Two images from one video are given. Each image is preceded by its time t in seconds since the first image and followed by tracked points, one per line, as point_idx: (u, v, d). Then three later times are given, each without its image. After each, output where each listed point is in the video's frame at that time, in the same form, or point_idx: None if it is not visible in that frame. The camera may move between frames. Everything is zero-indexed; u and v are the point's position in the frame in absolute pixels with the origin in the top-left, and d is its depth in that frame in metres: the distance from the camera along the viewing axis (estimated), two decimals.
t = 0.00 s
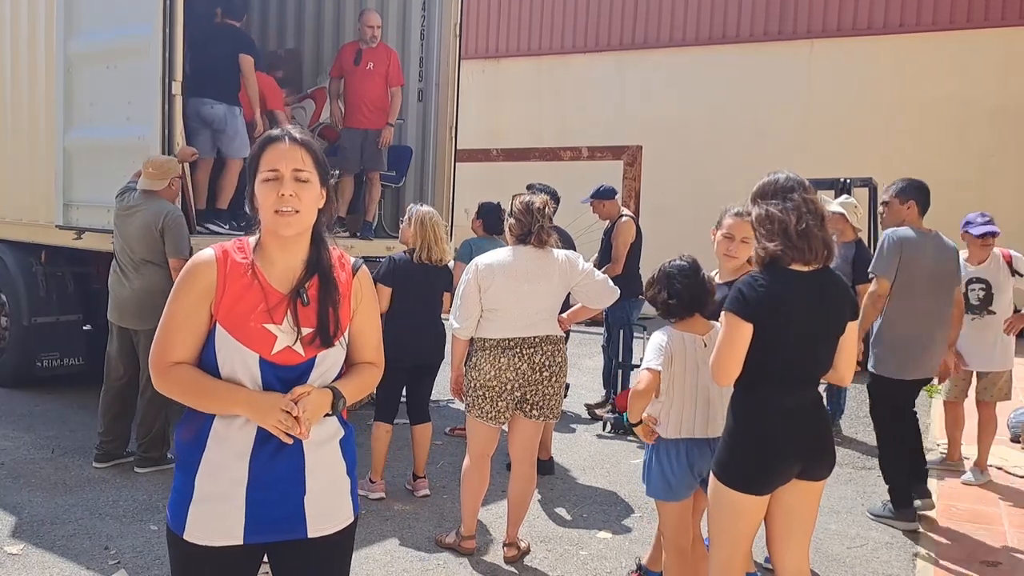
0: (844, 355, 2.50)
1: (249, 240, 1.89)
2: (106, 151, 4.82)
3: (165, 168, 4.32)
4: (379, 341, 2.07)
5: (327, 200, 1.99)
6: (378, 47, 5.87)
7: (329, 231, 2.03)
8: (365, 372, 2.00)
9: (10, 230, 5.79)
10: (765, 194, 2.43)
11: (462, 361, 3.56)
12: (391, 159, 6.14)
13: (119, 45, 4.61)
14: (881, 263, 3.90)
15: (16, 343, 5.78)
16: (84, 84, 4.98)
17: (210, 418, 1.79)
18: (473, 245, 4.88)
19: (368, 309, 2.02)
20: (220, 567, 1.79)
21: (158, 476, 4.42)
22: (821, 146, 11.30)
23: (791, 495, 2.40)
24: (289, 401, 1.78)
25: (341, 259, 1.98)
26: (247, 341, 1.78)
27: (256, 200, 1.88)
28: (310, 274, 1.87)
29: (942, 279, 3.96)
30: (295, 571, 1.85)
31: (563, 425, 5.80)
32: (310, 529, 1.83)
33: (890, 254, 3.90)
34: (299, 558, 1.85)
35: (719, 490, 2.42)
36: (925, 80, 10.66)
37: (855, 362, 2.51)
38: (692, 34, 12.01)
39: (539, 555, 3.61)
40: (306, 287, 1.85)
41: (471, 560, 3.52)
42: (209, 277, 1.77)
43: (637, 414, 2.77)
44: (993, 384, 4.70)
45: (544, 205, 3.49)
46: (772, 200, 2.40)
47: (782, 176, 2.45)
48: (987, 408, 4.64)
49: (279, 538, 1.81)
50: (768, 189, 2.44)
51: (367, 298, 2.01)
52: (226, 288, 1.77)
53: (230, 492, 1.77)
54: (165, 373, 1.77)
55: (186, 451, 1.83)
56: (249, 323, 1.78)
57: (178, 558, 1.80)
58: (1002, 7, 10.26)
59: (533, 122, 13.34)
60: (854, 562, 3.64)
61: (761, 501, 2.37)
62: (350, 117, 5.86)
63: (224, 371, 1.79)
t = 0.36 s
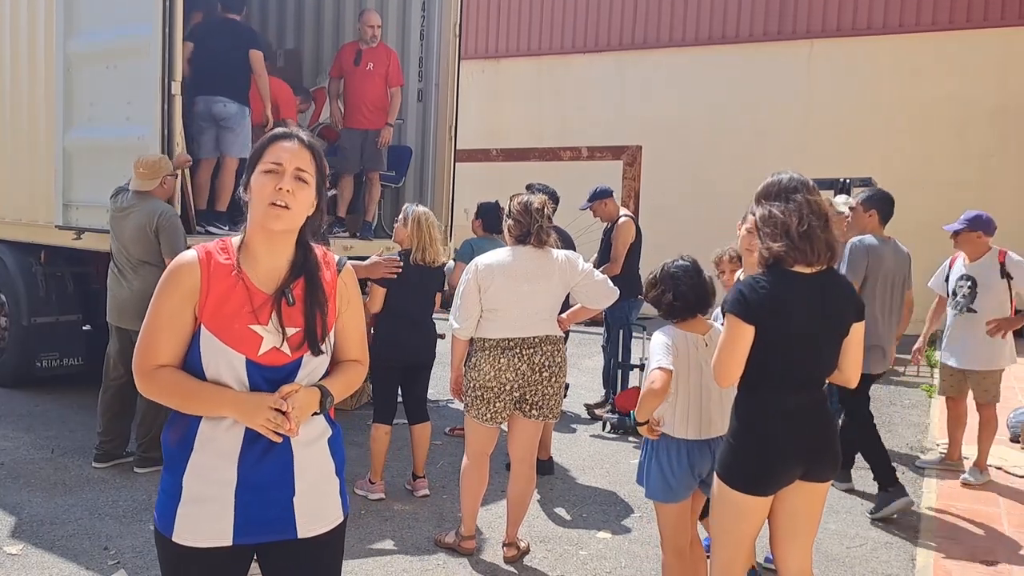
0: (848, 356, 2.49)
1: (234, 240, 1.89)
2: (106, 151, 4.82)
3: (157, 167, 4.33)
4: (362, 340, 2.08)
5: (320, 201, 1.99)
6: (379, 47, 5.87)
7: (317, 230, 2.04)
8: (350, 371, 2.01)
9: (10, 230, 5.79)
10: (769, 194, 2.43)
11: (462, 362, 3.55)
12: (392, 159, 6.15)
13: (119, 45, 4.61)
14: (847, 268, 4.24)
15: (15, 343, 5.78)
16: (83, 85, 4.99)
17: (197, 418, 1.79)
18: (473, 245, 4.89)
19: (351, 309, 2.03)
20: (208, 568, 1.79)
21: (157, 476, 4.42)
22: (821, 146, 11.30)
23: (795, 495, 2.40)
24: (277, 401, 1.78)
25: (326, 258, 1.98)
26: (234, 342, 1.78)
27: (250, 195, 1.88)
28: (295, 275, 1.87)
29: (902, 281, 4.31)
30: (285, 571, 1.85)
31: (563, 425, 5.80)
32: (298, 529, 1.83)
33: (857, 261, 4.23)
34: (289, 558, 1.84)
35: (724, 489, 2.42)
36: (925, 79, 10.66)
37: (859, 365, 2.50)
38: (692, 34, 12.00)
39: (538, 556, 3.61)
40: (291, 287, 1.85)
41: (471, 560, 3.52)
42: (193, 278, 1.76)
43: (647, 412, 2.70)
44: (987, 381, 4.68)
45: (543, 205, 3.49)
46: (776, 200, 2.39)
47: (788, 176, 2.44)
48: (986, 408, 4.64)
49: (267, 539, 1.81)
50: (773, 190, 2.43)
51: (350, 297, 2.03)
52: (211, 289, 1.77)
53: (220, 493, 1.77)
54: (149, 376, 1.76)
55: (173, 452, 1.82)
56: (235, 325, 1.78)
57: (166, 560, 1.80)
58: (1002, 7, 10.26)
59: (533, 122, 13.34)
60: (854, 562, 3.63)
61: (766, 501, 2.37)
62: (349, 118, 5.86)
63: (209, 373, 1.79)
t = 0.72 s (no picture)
0: (854, 358, 2.49)
1: (236, 241, 1.89)
2: (108, 152, 4.82)
3: (156, 166, 4.32)
4: (362, 341, 2.08)
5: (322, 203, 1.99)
6: (381, 47, 5.87)
7: (318, 231, 2.04)
8: (350, 372, 2.01)
9: (12, 231, 5.80)
10: (774, 195, 2.43)
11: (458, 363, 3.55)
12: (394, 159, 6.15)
13: (120, 45, 4.62)
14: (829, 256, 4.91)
15: (17, 344, 5.78)
16: (85, 85, 5.00)
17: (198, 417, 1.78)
18: (473, 245, 4.89)
19: (351, 311, 2.04)
20: (209, 568, 1.79)
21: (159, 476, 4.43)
22: (823, 146, 11.29)
23: (800, 496, 2.40)
24: (280, 407, 1.78)
25: (328, 260, 1.99)
26: (236, 342, 1.77)
27: (252, 196, 1.88)
28: (298, 276, 1.87)
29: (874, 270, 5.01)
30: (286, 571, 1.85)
31: (564, 425, 5.81)
32: (299, 529, 1.83)
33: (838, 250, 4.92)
34: (291, 558, 1.85)
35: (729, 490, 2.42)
36: (927, 79, 10.66)
37: (865, 367, 2.50)
38: (693, 34, 12.00)
39: (540, 556, 3.61)
40: (294, 289, 1.85)
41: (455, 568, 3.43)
42: (196, 277, 1.76)
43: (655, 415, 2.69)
44: (983, 380, 4.65)
45: (539, 206, 3.50)
46: (782, 202, 2.39)
47: (795, 175, 2.43)
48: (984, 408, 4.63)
49: (267, 539, 1.81)
50: (779, 190, 2.42)
51: (351, 299, 2.03)
52: (214, 288, 1.76)
53: (221, 493, 1.77)
54: (149, 374, 1.76)
55: (173, 451, 1.82)
56: (238, 326, 1.78)
57: (167, 560, 1.79)
58: (1003, 7, 10.26)
59: (534, 122, 13.34)
60: (856, 562, 3.63)
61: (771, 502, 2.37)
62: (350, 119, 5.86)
63: (209, 373, 1.78)
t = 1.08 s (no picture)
0: (861, 358, 2.48)
1: (248, 238, 1.89)
2: (110, 152, 4.82)
3: (153, 165, 4.31)
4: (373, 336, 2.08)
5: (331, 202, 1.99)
6: (383, 48, 5.87)
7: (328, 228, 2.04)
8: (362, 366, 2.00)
9: (14, 231, 5.81)
10: (779, 194, 2.43)
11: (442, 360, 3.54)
12: (395, 159, 6.16)
13: (122, 45, 4.62)
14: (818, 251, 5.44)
15: (19, 344, 5.79)
16: (86, 85, 4.99)
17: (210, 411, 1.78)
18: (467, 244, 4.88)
19: (361, 307, 2.04)
20: (221, 565, 1.79)
21: (160, 476, 4.43)
22: (824, 145, 11.28)
23: (807, 494, 2.39)
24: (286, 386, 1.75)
25: (338, 256, 1.99)
26: (247, 334, 1.78)
27: (263, 197, 1.87)
28: (307, 270, 1.88)
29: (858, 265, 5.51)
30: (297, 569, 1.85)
31: (565, 425, 5.80)
32: (310, 525, 1.83)
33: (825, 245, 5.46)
34: (302, 555, 1.85)
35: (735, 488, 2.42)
36: (928, 79, 10.66)
37: (873, 367, 2.50)
38: (693, 34, 12.01)
39: (542, 556, 3.61)
40: (304, 283, 1.86)
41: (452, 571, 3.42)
42: (207, 270, 1.76)
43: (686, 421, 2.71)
44: (979, 379, 4.63)
45: (518, 204, 3.51)
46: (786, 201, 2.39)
47: (800, 175, 2.43)
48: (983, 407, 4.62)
49: (279, 535, 1.81)
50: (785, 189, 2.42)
51: (361, 296, 2.04)
52: (225, 282, 1.77)
53: (234, 489, 1.77)
54: (158, 365, 1.75)
55: (186, 447, 1.82)
56: (248, 317, 1.78)
57: (179, 556, 1.80)
58: (1004, 7, 10.27)
59: (535, 122, 13.34)
60: (857, 562, 3.63)
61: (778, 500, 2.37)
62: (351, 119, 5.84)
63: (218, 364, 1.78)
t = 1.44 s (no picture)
0: (867, 357, 2.48)
1: (259, 238, 1.89)
2: (109, 151, 4.82)
3: (149, 164, 4.31)
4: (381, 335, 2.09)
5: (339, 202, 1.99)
6: (384, 48, 5.87)
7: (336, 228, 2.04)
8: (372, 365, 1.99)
9: (14, 231, 5.81)
10: (780, 194, 2.42)
11: (416, 360, 3.52)
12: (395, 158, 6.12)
13: (122, 45, 4.62)
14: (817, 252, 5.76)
15: (19, 344, 5.79)
16: (85, 85, 4.99)
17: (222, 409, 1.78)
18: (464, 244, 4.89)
19: (370, 306, 2.03)
20: (232, 562, 1.79)
21: (160, 476, 4.43)
22: (823, 145, 11.28)
23: (811, 492, 2.39)
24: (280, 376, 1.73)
25: (346, 256, 1.98)
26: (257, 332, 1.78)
27: (272, 199, 1.87)
28: (317, 269, 1.87)
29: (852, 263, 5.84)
30: (305, 566, 1.85)
31: (564, 425, 5.80)
32: (318, 522, 1.83)
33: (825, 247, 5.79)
34: (310, 552, 1.85)
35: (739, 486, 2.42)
36: (928, 78, 10.66)
37: (877, 366, 2.49)
38: (693, 33, 12.01)
39: (542, 556, 3.61)
40: (313, 281, 1.85)
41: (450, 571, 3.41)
42: (216, 270, 1.76)
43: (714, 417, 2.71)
44: (979, 378, 4.62)
45: (488, 203, 3.48)
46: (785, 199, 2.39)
47: (802, 173, 2.42)
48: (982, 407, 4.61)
49: (288, 532, 1.81)
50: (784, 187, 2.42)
51: (369, 295, 2.03)
52: (235, 282, 1.77)
53: (243, 487, 1.78)
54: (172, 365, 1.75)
55: (196, 444, 1.82)
56: (257, 316, 1.78)
57: (189, 552, 1.79)
58: (1004, 6, 10.28)
59: (534, 121, 13.34)
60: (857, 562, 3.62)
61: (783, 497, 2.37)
62: (350, 118, 5.84)
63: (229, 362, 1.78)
